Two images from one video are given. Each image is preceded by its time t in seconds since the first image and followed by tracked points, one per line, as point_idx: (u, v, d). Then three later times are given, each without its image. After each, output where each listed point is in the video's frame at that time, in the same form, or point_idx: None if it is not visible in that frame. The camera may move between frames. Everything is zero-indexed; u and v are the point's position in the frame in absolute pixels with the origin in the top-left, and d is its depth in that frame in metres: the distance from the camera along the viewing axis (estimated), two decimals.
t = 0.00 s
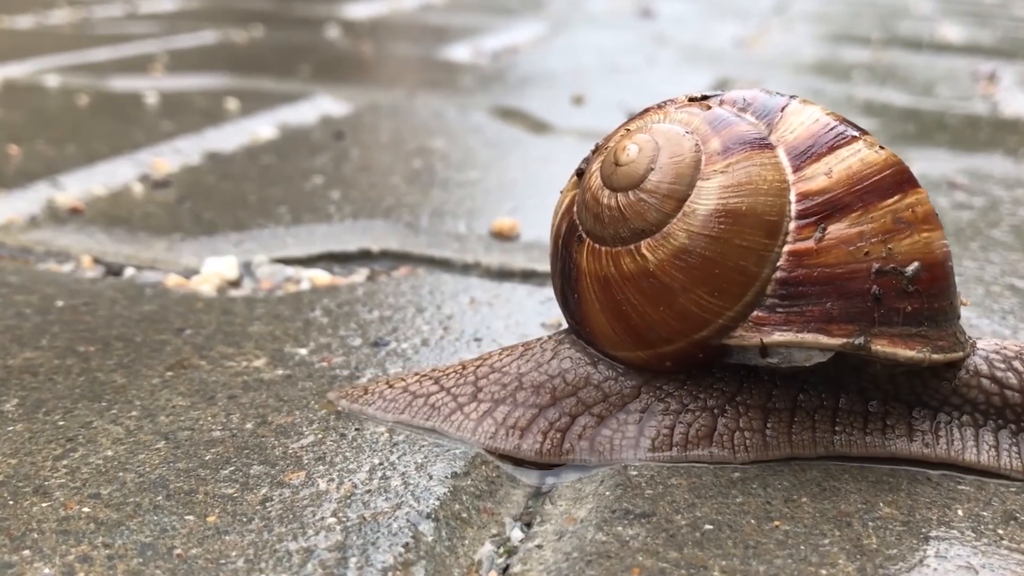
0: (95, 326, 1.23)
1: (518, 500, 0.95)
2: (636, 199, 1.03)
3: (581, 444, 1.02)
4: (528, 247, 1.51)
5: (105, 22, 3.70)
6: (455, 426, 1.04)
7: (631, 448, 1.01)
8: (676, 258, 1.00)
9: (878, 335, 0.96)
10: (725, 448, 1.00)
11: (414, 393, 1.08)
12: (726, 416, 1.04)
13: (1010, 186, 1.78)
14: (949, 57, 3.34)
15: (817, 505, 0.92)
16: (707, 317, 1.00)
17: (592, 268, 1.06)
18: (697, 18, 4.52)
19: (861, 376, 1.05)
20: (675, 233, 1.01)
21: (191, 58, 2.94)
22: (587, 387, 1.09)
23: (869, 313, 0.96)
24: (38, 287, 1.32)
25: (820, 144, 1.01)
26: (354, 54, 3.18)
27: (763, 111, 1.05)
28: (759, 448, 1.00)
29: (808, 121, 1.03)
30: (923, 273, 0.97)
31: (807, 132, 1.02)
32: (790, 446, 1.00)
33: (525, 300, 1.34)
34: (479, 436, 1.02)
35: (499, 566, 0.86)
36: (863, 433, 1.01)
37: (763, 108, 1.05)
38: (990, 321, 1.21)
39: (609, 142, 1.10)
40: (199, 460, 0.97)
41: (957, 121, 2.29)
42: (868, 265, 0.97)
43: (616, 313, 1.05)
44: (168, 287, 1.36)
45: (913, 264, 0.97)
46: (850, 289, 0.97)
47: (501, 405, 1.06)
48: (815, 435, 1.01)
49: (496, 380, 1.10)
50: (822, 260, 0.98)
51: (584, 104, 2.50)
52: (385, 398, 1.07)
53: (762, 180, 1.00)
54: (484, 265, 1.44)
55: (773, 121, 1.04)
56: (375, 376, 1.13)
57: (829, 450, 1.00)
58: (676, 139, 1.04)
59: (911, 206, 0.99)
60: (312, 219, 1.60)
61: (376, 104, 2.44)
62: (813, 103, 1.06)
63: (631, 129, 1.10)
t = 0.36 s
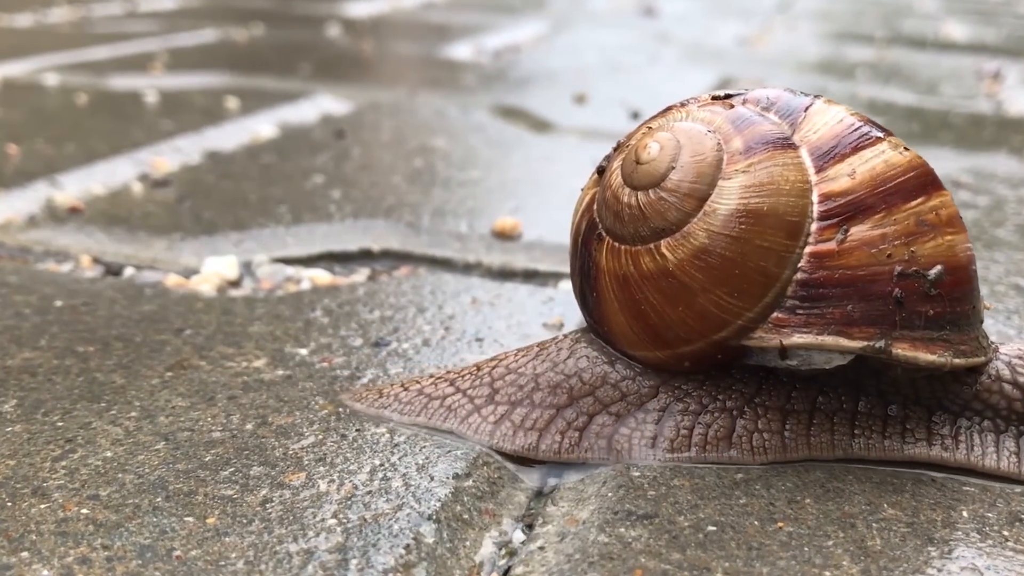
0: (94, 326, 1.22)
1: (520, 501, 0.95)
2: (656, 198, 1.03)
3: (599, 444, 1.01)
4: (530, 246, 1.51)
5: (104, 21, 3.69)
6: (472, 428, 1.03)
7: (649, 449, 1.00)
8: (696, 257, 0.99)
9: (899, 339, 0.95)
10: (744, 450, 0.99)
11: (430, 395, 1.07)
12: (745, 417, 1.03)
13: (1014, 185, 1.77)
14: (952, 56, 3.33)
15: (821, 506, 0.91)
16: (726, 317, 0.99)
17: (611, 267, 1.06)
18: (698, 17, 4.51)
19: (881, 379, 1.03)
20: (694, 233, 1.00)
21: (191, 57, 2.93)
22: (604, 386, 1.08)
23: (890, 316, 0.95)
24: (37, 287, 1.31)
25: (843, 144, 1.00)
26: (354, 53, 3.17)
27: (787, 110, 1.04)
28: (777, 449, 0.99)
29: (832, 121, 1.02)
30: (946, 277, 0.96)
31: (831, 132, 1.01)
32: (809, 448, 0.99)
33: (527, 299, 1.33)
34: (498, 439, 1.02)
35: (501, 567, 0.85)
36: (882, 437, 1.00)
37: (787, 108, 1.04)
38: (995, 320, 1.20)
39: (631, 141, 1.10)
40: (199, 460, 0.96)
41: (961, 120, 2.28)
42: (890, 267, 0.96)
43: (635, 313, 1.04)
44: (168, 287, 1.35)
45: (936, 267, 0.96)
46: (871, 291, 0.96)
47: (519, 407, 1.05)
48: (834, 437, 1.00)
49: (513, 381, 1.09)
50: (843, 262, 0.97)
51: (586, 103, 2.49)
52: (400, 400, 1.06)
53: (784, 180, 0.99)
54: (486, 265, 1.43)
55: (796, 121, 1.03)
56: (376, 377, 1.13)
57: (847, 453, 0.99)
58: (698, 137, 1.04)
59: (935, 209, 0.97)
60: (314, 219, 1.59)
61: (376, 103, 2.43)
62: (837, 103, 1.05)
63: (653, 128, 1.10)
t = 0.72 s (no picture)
0: (94, 326, 1.21)
1: (521, 501, 0.94)
2: (675, 195, 1.02)
3: (616, 441, 1.01)
4: (531, 245, 1.50)
5: (104, 19, 3.69)
6: (489, 429, 1.02)
7: (667, 450, 1.00)
8: (715, 255, 0.99)
9: (919, 339, 0.94)
10: (761, 450, 0.99)
11: (445, 395, 1.06)
12: (763, 417, 1.02)
13: (1019, 183, 1.77)
14: (956, 54, 3.32)
15: (824, 505, 0.91)
16: (744, 315, 0.99)
17: (629, 264, 1.05)
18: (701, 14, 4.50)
19: (899, 381, 1.03)
20: (713, 230, 0.99)
21: (190, 55, 2.92)
22: (621, 383, 1.08)
23: (909, 317, 0.94)
24: (37, 286, 1.31)
25: (865, 143, 0.99)
26: (355, 51, 3.16)
27: (810, 108, 1.03)
28: (795, 449, 0.98)
29: (854, 120, 1.01)
30: (968, 278, 0.95)
31: (853, 131, 1.00)
32: (826, 448, 0.98)
33: (529, 299, 1.33)
34: (517, 440, 1.01)
35: (503, 567, 0.84)
36: (901, 439, 0.99)
37: (810, 105, 1.03)
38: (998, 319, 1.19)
39: (652, 138, 1.09)
40: (199, 460, 0.95)
41: (965, 118, 2.28)
42: (910, 268, 0.95)
43: (653, 310, 1.04)
44: (168, 286, 1.35)
45: (957, 268, 0.94)
46: (891, 291, 0.95)
47: (536, 406, 1.05)
48: (851, 439, 0.99)
49: (530, 381, 1.09)
50: (863, 262, 0.96)
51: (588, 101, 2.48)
52: (416, 402, 1.05)
53: (804, 179, 0.98)
54: (487, 264, 1.43)
55: (819, 119, 1.02)
56: (376, 377, 1.12)
57: (864, 454, 0.98)
58: (719, 135, 1.03)
59: (957, 209, 0.96)
60: (314, 218, 1.59)
61: (377, 101, 2.42)
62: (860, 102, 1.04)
63: (673, 125, 1.09)
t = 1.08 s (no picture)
0: (93, 330, 1.21)
1: (522, 506, 0.94)
2: (694, 200, 1.02)
3: (635, 446, 1.00)
4: (532, 249, 1.49)
5: (104, 22, 3.68)
6: (507, 437, 1.02)
7: (686, 455, 0.99)
8: (732, 260, 0.98)
9: (938, 347, 0.93)
10: (778, 455, 0.98)
11: (461, 401, 1.06)
12: (780, 423, 1.01)
13: (1021, 188, 1.76)
14: (958, 57, 3.32)
15: (826, 511, 0.90)
16: (761, 321, 0.98)
17: (647, 268, 1.05)
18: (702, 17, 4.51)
19: (918, 389, 1.01)
20: (731, 235, 0.99)
21: (190, 58, 2.92)
22: (639, 388, 1.07)
23: (929, 324, 0.94)
24: (36, 290, 1.30)
25: (885, 149, 0.99)
26: (355, 54, 3.15)
27: (830, 114, 1.03)
28: (813, 455, 0.98)
29: (875, 126, 1.00)
30: (988, 286, 0.94)
31: (874, 137, 1.00)
32: (843, 455, 0.98)
33: (530, 303, 1.32)
34: (536, 449, 1.01)
35: (504, 573, 0.84)
36: (919, 448, 0.98)
37: (831, 112, 1.03)
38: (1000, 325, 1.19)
39: (670, 142, 1.09)
40: (199, 465, 0.95)
41: (968, 122, 2.27)
42: (930, 275, 0.94)
43: (669, 314, 1.03)
44: (167, 290, 1.34)
45: (977, 276, 0.94)
46: (911, 298, 0.94)
47: (553, 412, 1.05)
48: (868, 446, 0.98)
49: (545, 387, 1.08)
50: (883, 268, 0.95)
51: (589, 105, 2.48)
52: (432, 408, 1.05)
53: (824, 185, 0.98)
54: (489, 268, 1.42)
55: (839, 125, 1.02)
56: (376, 382, 1.11)
57: (881, 462, 0.97)
58: (738, 139, 1.03)
59: (978, 217, 0.95)
60: (315, 221, 1.58)
61: (378, 105, 2.42)
62: (881, 109, 1.03)
63: (693, 129, 1.09)
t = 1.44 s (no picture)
0: (92, 332, 1.20)
1: (524, 509, 0.93)
2: (713, 202, 1.02)
3: (654, 446, 1.00)
4: (534, 250, 1.49)
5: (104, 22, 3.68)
6: (526, 442, 1.02)
7: (702, 458, 0.98)
8: (751, 262, 0.98)
9: (958, 353, 0.92)
10: (796, 459, 0.97)
11: (478, 405, 1.05)
12: (799, 427, 1.01)
13: None
14: (961, 58, 3.32)
15: (830, 514, 0.89)
16: (779, 324, 0.98)
17: (666, 270, 1.05)
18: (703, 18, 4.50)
19: (939, 395, 1.01)
20: (750, 238, 0.99)
21: (190, 59, 2.91)
22: (656, 390, 1.07)
23: (949, 330, 0.92)
24: (35, 292, 1.30)
25: (908, 153, 0.97)
26: (356, 55, 3.15)
27: (853, 116, 1.02)
28: (830, 458, 0.97)
29: (898, 129, 0.99)
30: (1011, 292, 0.92)
31: (897, 140, 0.98)
32: (860, 460, 0.97)
33: (532, 305, 1.32)
34: (554, 451, 1.01)
35: None
36: (938, 454, 0.97)
37: (854, 114, 1.02)
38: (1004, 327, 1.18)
39: (691, 143, 1.09)
40: (199, 468, 0.94)
41: (972, 123, 2.27)
42: (951, 280, 0.93)
43: (688, 316, 1.03)
44: (167, 291, 1.34)
45: (999, 281, 0.92)
46: (931, 303, 0.93)
47: (571, 415, 1.05)
48: (887, 451, 0.97)
49: (562, 390, 1.08)
50: (903, 272, 0.94)
51: (591, 105, 2.48)
52: (447, 412, 1.04)
53: (844, 188, 0.97)
54: (490, 269, 1.42)
55: (862, 127, 1.01)
56: (376, 385, 1.11)
57: (899, 467, 0.96)
58: (758, 142, 1.03)
59: (1001, 222, 0.94)
60: (315, 223, 1.57)
61: (379, 105, 2.41)
62: (905, 111, 1.02)
63: (715, 130, 1.09)
